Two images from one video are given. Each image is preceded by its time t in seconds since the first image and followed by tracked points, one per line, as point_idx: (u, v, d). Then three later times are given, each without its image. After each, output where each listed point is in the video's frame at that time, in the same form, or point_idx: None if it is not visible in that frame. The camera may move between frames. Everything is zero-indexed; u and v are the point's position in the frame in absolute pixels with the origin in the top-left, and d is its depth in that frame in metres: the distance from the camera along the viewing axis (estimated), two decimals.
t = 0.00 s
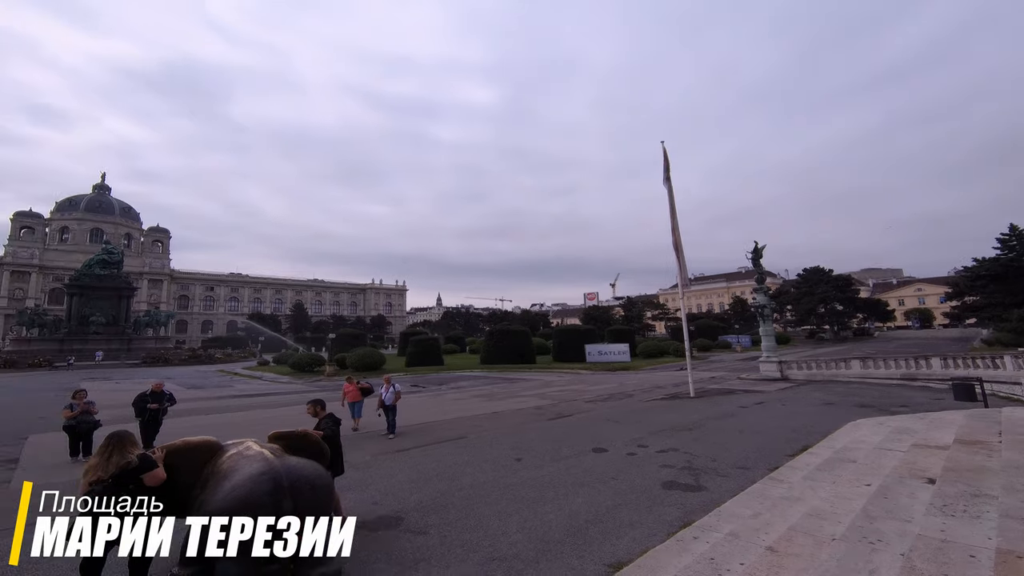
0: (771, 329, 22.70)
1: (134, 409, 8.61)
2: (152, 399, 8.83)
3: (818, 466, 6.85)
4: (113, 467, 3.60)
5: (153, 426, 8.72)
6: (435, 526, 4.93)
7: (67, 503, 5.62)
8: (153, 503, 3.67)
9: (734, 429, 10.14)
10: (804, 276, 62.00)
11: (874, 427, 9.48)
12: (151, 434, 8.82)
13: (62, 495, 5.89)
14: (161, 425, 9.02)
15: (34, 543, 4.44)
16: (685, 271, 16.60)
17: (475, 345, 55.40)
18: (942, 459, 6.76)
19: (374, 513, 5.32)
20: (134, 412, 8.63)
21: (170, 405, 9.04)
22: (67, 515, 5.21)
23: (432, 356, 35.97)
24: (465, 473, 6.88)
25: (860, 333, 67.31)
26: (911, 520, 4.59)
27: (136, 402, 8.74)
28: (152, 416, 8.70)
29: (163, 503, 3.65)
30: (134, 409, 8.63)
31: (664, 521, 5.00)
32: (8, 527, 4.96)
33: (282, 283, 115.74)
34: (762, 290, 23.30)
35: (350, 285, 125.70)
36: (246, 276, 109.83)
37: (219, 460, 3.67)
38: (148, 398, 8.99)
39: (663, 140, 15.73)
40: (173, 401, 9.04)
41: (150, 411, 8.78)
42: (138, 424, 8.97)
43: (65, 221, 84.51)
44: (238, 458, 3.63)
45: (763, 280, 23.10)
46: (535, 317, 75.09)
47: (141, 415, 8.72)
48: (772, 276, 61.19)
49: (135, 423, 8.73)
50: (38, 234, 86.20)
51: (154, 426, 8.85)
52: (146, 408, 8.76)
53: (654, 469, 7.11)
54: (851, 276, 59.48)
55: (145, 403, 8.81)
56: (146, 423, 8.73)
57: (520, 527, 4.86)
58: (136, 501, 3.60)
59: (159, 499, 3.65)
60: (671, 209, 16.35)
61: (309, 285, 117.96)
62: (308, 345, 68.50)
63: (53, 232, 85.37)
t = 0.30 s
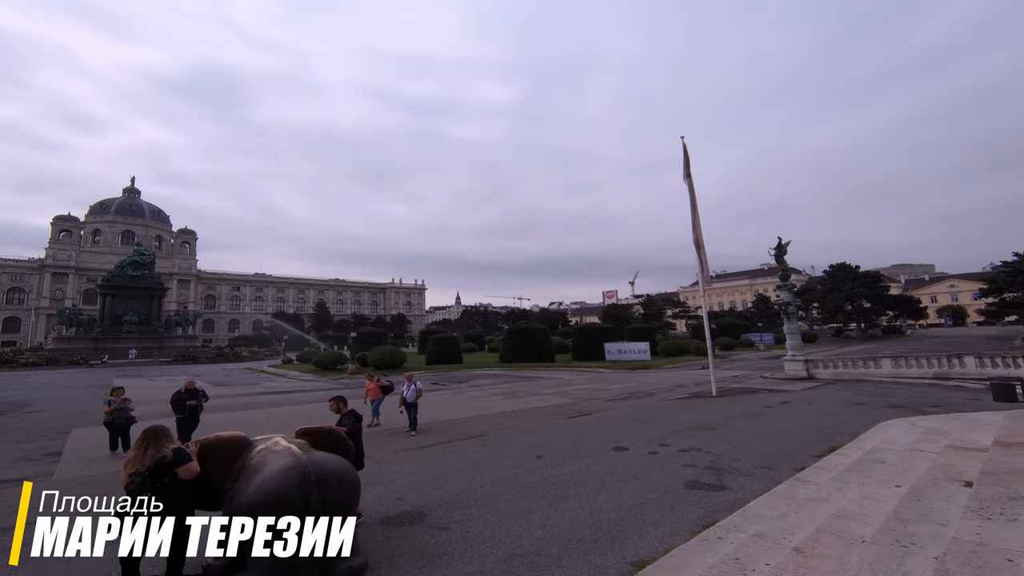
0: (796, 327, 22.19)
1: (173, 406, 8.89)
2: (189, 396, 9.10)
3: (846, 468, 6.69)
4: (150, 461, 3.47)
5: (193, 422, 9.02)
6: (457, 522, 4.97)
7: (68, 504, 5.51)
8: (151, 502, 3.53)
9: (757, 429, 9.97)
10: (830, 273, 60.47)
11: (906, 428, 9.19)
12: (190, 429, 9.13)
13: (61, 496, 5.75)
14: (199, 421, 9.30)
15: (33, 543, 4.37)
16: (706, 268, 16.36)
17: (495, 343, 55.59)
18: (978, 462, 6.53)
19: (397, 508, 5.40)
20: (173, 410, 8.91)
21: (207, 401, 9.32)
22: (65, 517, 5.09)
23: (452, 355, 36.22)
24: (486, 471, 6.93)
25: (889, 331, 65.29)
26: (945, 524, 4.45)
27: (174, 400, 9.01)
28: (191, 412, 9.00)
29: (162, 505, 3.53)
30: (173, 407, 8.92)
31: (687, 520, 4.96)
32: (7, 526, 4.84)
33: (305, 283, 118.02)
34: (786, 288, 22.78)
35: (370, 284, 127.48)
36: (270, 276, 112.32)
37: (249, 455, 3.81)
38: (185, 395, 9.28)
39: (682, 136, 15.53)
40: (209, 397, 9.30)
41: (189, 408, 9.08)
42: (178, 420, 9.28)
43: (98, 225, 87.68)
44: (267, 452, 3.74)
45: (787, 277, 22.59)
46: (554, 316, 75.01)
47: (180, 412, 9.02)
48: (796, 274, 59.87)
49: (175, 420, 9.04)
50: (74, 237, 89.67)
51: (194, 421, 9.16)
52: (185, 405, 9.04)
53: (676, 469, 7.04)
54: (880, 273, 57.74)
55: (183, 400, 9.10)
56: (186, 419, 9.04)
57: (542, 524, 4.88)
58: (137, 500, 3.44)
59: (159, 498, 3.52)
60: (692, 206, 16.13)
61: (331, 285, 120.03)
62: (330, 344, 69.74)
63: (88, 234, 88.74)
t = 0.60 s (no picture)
0: (818, 325, 21.75)
1: (203, 403, 9.13)
2: (217, 393, 9.32)
3: (871, 468, 6.55)
4: (179, 456, 3.58)
5: (223, 418, 9.25)
6: (477, 519, 5.02)
7: (68, 503, 5.47)
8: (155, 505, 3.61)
9: (778, 429, 9.81)
10: (854, 270, 59.12)
11: (934, 428, 8.95)
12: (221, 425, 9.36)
13: (61, 496, 5.70)
14: (228, 417, 9.52)
15: (33, 543, 4.40)
16: (725, 266, 16.15)
17: (511, 342, 55.64)
18: (1011, 463, 6.33)
19: (417, 504, 5.46)
20: (202, 408, 9.12)
21: (234, 398, 9.55)
22: (66, 516, 5.06)
23: (468, 353, 36.40)
24: (505, 468, 6.97)
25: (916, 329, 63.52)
26: (976, 527, 4.34)
27: (203, 398, 9.23)
28: (221, 409, 9.23)
29: (161, 503, 3.53)
30: (203, 404, 9.15)
31: (707, 520, 4.92)
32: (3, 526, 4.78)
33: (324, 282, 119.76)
34: (808, 285, 22.33)
35: (387, 283, 128.73)
36: (290, 276, 114.25)
37: (274, 450, 3.90)
38: (212, 393, 9.48)
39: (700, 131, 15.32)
40: (235, 393, 9.53)
41: (218, 405, 9.31)
42: (207, 417, 9.51)
43: (125, 227, 90.19)
44: (290, 448, 3.82)
45: (809, 274, 22.14)
46: (570, 314, 74.79)
47: (210, 409, 9.25)
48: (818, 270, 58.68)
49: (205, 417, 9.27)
50: (102, 239, 92.37)
51: (224, 417, 9.40)
52: (214, 402, 9.28)
53: (696, 468, 6.97)
54: (906, 269, 56.24)
55: (212, 398, 9.32)
56: (217, 416, 9.28)
57: (562, 522, 4.89)
58: (167, 494, 3.54)
59: (160, 498, 3.56)
60: (710, 203, 15.91)
61: (349, 284, 121.56)
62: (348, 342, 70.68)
63: (116, 236, 91.40)
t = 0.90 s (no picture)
0: (839, 323, 21.30)
1: (231, 401, 9.36)
2: (245, 391, 9.52)
3: (895, 469, 6.43)
4: (207, 450, 3.68)
5: (250, 416, 9.44)
6: (495, 515, 5.07)
7: (67, 503, 5.41)
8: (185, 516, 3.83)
9: (799, 429, 9.66)
10: (876, 267, 57.85)
11: (961, 429, 8.72)
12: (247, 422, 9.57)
13: (61, 496, 5.63)
14: (254, 415, 9.72)
15: (34, 543, 4.37)
16: (743, 263, 15.95)
17: (526, 340, 55.68)
18: None
19: (436, 500, 5.54)
20: (229, 404, 9.33)
21: (261, 397, 9.73)
22: (65, 516, 5.02)
23: (483, 351, 36.52)
24: (522, 465, 7.00)
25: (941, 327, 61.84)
26: (1005, 529, 4.23)
27: (231, 395, 9.44)
28: (248, 407, 9.42)
29: (187, 497, 3.62)
30: (231, 401, 9.36)
31: (726, 519, 4.90)
32: (2, 525, 4.74)
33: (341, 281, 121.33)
34: (829, 282, 21.90)
35: (403, 282, 129.90)
36: (308, 275, 115.99)
37: (297, 446, 3.99)
38: (240, 391, 9.69)
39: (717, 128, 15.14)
40: (262, 392, 9.72)
41: (244, 403, 9.51)
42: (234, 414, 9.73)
43: (149, 228, 92.52)
44: (313, 443, 3.91)
45: (830, 271, 21.73)
46: (585, 313, 74.55)
47: (237, 406, 9.46)
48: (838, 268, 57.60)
49: (232, 414, 9.47)
50: (127, 240, 94.73)
51: (251, 415, 9.59)
52: (241, 400, 9.49)
53: (714, 467, 6.92)
54: (931, 266, 54.81)
55: (239, 395, 9.53)
56: (243, 413, 9.48)
57: (579, 519, 4.91)
58: (194, 488, 3.64)
59: (188, 492, 3.66)
60: (727, 199, 15.70)
61: (365, 283, 122.87)
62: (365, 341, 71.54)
63: (140, 237, 93.73)
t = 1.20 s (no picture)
0: (862, 323, 20.87)
1: (260, 398, 9.54)
2: (273, 389, 9.69)
3: (920, 471, 6.29)
4: (234, 446, 3.79)
5: (277, 413, 9.58)
6: (513, 512, 5.12)
7: (67, 504, 5.37)
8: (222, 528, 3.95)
9: (819, 429, 9.51)
10: (900, 264, 56.49)
11: (990, 432, 8.48)
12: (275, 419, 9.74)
13: (60, 496, 5.58)
14: (283, 412, 9.88)
15: (34, 543, 4.36)
16: (762, 261, 15.73)
17: (541, 339, 55.66)
18: None
19: (455, 496, 5.61)
20: (258, 401, 9.51)
21: (289, 394, 9.86)
22: (65, 516, 4.99)
23: (499, 350, 36.62)
24: (538, 464, 7.02)
25: (969, 326, 60.10)
26: None
27: (260, 392, 9.64)
28: (276, 404, 9.57)
29: (216, 492, 3.72)
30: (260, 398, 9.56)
31: (746, 520, 4.85)
32: (3, 524, 4.72)
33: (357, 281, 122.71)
34: (850, 281, 21.46)
35: (418, 282, 130.86)
36: (325, 275, 117.51)
37: (319, 442, 4.08)
38: (270, 387, 9.88)
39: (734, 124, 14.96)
40: (291, 390, 9.82)
41: (272, 400, 9.68)
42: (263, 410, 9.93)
43: (171, 229, 94.83)
44: (336, 440, 4.00)
45: (851, 269, 21.29)
46: (600, 312, 74.25)
47: (266, 403, 9.65)
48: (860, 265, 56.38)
49: (261, 410, 9.68)
50: (151, 241, 97.12)
51: (279, 412, 9.75)
52: (269, 397, 9.66)
53: (733, 468, 6.85)
54: (957, 263, 53.33)
55: (268, 392, 9.71)
56: (271, 411, 9.64)
57: (596, 518, 4.92)
58: (223, 482, 3.74)
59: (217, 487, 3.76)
60: (746, 196, 15.49)
61: (381, 282, 124.03)
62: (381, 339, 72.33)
63: (164, 238, 96.03)
